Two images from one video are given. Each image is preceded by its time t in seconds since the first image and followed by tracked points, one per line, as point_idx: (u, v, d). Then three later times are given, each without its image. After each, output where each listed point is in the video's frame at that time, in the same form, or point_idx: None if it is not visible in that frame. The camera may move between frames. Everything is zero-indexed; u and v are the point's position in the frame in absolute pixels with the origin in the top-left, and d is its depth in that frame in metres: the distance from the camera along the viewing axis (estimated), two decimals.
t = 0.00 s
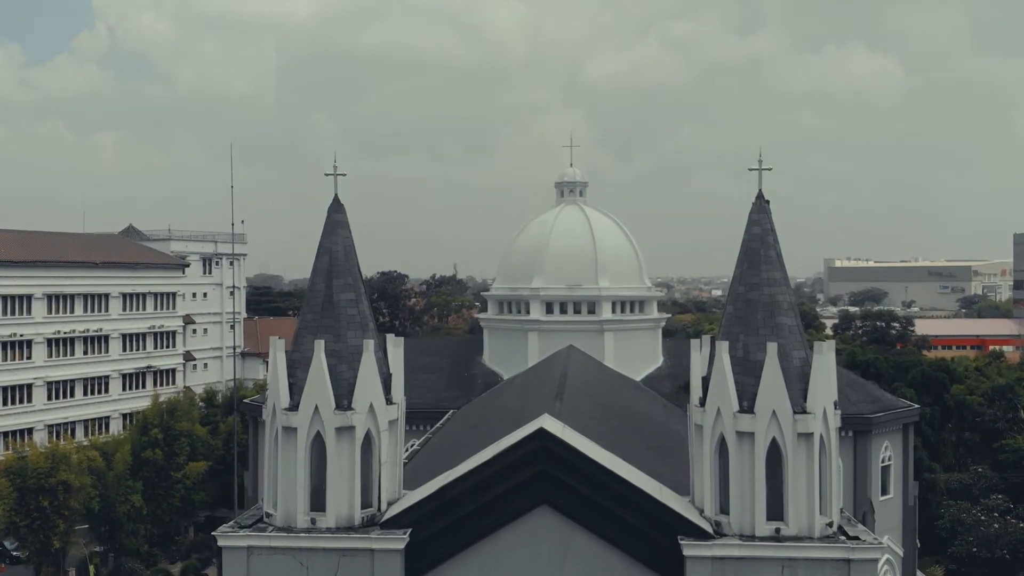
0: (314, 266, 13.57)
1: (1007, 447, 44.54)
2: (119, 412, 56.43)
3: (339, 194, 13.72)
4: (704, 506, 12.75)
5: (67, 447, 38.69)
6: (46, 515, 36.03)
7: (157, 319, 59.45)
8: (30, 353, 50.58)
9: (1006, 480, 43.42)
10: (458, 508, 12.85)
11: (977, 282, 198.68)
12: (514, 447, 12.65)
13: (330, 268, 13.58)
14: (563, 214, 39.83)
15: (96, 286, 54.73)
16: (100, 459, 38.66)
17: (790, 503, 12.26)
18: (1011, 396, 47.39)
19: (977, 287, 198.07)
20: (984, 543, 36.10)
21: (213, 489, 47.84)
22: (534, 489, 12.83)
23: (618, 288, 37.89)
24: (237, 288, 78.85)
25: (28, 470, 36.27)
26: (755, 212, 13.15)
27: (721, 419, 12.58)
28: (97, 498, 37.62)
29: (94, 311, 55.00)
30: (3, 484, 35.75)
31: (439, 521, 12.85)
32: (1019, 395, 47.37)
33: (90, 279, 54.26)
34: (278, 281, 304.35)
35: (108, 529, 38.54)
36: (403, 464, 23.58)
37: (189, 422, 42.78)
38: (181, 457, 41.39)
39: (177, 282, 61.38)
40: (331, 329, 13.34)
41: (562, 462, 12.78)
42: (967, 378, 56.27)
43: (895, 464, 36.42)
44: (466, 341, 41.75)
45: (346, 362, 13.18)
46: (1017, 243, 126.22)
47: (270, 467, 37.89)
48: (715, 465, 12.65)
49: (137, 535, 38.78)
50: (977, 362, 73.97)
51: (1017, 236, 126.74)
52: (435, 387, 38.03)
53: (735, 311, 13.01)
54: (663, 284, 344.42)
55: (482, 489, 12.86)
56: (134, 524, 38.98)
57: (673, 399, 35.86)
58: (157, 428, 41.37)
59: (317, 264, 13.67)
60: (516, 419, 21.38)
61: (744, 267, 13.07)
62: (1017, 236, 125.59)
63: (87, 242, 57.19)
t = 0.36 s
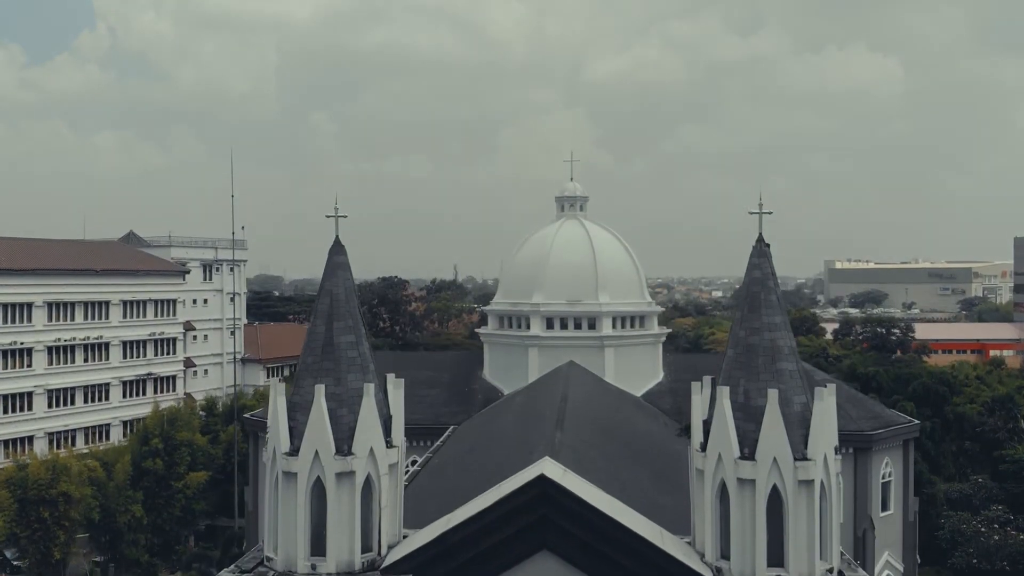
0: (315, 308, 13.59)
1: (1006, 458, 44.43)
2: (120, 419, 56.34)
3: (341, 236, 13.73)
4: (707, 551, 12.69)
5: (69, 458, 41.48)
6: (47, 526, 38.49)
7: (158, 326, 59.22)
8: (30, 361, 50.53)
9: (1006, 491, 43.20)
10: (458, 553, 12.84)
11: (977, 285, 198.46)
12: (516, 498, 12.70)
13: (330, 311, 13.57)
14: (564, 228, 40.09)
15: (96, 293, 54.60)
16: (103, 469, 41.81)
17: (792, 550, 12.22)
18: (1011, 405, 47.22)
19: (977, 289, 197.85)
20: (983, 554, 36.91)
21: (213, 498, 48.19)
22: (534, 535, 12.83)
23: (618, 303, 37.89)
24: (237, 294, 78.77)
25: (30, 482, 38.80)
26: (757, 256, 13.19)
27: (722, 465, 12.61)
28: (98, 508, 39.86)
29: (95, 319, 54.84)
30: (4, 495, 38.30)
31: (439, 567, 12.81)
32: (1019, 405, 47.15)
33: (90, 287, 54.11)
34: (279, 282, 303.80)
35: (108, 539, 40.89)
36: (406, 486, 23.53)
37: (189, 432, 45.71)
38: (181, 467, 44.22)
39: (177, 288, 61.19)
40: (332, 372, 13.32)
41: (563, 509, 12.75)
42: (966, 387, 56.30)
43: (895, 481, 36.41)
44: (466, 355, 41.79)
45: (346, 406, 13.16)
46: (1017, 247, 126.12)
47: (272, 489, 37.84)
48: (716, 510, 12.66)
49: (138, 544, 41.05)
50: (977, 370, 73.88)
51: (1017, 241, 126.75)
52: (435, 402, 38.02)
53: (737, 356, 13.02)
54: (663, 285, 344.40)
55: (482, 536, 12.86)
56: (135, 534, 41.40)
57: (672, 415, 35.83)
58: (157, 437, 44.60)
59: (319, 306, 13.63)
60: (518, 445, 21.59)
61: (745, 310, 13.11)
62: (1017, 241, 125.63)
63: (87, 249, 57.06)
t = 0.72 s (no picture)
0: (316, 349, 13.61)
1: (1006, 467, 44.43)
2: (120, 427, 56.33)
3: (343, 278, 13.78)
4: None
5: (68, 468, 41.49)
6: (48, 537, 38.61)
7: (158, 333, 59.13)
8: (30, 369, 50.42)
9: (1006, 500, 43.17)
10: None
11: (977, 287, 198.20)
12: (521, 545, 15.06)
13: (330, 353, 13.58)
14: (564, 243, 40.06)
15: (98, 300, 54.51)
16: (103, 479, 41.83)
17: None
18: (1011, 415, 47.20)
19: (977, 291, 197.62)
20: (984, 565, 36.79)
21: (212, 507, 47.65)
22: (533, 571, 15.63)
23: (619, 318, 37.92)
24: (238, 301, 78.77)
25: (30, 493, 38.74)
26: (756, 299, 13.24)
27: (723, 510, 12.63)
28: (99, 518, 40.24)
29: (96, 326, 54.76)
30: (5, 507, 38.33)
31: None
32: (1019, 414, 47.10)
33: (91, 294, 54.03)
34: (280, 283, 304.00)
35: (109, 549, 41.23)
36: (406, 504, 23.51)
37: (190, 442, 46.03)
38: (182, 477, 44.50)
39: (178, 295, 61.06)
40: (332, 415, 13.32)
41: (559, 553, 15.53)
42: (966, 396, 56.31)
43: (895, 497, 36.39)
44: (466, 368, 41.81)
45: (346, 450, 13.18)
46: (1017, 250, 125.98)
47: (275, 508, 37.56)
48: (716, 554, 12.71)
49: (139, 554, 41.53)
50: (978, 377, 73.81)
51: (1017, 244, 126.73)
52: (434, 416, 38.01)
53: (737, 399, 13.04)
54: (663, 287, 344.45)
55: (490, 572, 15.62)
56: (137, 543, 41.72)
57: (673, 431, 35.80)
58: (158, 448, 44.85)
59: (319, 348, 13.66)
60: (518, 473, 21.69)
61: (745, 352, 13.12)
62: (1017, 244, 125.57)
63: (88, 256, 56.97)
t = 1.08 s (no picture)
0: (316, 391, 14.11)
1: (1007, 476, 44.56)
2: (121, 433, 56.00)
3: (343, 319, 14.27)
4: None
5: (68, 477, 41.42)
6: (49, 547, 38.72)
7: (158, 339, 58.91)
8: (30, 377, 50.26)
9: (1006, 510, 43.34)
10: None
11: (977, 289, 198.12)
12: None
13: (330, 395, 14.05)
14: (564, 256, 40.11)
15: (97, 307, 54.39)
16: (103, 489, 41.71)
17: None
18: (1011, 424, 47.35)
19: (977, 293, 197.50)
20: None
21: (212, 516, 47.34)
22: None
23: (619, 333, 37.94)
24: (237, 307, 78.70)
25: (30, 503, 38.66)
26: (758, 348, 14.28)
27: (724, 554, 13.64)
28: (100, 527, 40.54)
29: (96, 333, 54.63)
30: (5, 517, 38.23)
31: None
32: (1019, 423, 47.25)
33: (91, 301, 53.94)
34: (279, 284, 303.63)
35: (110, 559, 41.58)
36: (407, 519, 23.67)
37: (191, 451, 45.77)
38: (183, 486, 44.50)
39: (178, 302, 60.88)
40: (333, 456, 13.74)
41: None
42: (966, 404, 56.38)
43: (896, 513, 36.41)
44: (467, 382, 41.78)
45: (346, 492, 13.57)
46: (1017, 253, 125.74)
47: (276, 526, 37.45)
48: None
49: (139, 562, 41.98)
50: (977, 386, 73.89)
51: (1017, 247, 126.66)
52: (435, 431, 38.00)
53: (739, 444, 14.01)
54: (663, 287, 344.06)
55: None
56: (137, 551, 42.07)
57: (674, 446, 35.90)
58: (158, 457, 44.67)
59: (319, 389, 14.12)
60: (518, 499, 21.93)
61: (747, 398, 14.09)
62: (1017, 247, 125.52)
63: (88, 263, 56.87)
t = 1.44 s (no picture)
0: (320, 432, 16.34)
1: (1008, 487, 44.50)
2: (121, 440, 55.81)
3: (344, 368, 16.45)
4: None
5: (69, 487, 41.52)
6: (50, 559, 38.78)
7: (159, 346, 58.75)
8: (32, 385, 50.29)
9: (1006, 520, 43.35)
10: None
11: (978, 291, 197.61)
12: None
13: (331, 438, 16.36)
14: (564, 271, 40.12)
15: (97, 313, 54.33)
16: (104, 499, 41.70)
17: None
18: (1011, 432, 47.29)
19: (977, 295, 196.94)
20: None
21: (213, 525, 47.25)
22: None
23: (618, 348, 37.91)
24: (237, 314, 78.64)
25: (31, 515, 38.71)
26: (758, 398, 16.21)
27: None
28: (99, 539, 40.55)
29: (97, 340, 54.59)
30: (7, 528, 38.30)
31: None
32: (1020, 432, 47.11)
33: (91, 309, 53.94)
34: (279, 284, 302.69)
35: (110, 569, 41.70)
36: (406, 544, 23.84)
37: (192, 462, 45.60)
38: (184, 497, 44.42)
39: (179, 309, 60.72)
40: (332, 500, 15.99)
41: None
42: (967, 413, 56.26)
43: (897, 528, 36.44)
44: (467, 395, 41.73)
45: (346, 537, 15.75)
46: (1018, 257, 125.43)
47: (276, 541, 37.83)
48: None
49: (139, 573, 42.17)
50: (978, 393, 73.65)
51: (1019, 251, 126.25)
52: (434, 446, 38.00)
53: (740, 487, 15.88)
54: (665, 288, 342.23)
55: None
56: (136, 561, 42.25)
57: (674, 462, 35.89)
58: (158, 468, 44.57)
59: (321, 429, 16.47)
60: (518, 527, 22.21)
61: (747, 442, 16.05)
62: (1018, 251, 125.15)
63: (89, 269, 56.80)
